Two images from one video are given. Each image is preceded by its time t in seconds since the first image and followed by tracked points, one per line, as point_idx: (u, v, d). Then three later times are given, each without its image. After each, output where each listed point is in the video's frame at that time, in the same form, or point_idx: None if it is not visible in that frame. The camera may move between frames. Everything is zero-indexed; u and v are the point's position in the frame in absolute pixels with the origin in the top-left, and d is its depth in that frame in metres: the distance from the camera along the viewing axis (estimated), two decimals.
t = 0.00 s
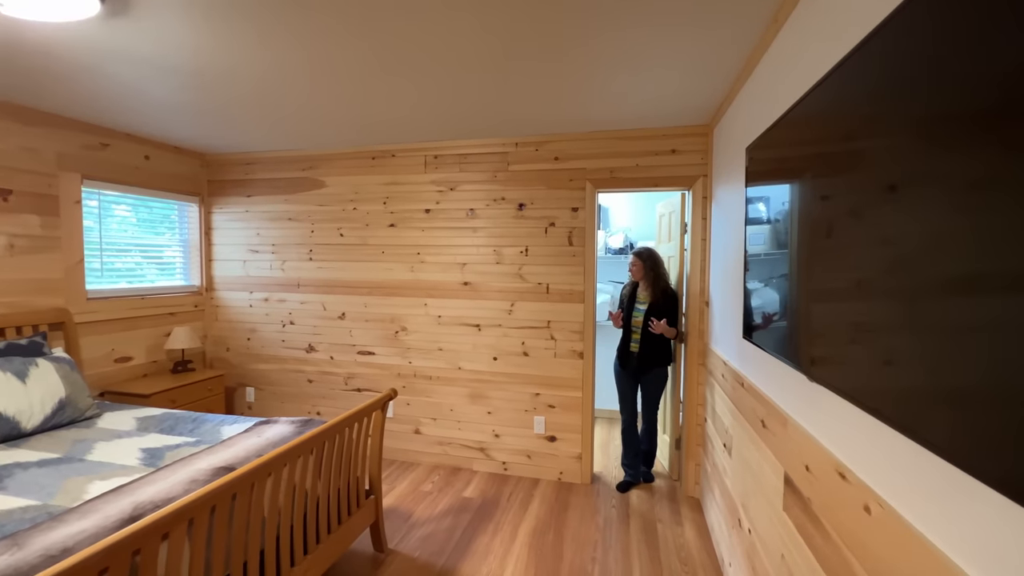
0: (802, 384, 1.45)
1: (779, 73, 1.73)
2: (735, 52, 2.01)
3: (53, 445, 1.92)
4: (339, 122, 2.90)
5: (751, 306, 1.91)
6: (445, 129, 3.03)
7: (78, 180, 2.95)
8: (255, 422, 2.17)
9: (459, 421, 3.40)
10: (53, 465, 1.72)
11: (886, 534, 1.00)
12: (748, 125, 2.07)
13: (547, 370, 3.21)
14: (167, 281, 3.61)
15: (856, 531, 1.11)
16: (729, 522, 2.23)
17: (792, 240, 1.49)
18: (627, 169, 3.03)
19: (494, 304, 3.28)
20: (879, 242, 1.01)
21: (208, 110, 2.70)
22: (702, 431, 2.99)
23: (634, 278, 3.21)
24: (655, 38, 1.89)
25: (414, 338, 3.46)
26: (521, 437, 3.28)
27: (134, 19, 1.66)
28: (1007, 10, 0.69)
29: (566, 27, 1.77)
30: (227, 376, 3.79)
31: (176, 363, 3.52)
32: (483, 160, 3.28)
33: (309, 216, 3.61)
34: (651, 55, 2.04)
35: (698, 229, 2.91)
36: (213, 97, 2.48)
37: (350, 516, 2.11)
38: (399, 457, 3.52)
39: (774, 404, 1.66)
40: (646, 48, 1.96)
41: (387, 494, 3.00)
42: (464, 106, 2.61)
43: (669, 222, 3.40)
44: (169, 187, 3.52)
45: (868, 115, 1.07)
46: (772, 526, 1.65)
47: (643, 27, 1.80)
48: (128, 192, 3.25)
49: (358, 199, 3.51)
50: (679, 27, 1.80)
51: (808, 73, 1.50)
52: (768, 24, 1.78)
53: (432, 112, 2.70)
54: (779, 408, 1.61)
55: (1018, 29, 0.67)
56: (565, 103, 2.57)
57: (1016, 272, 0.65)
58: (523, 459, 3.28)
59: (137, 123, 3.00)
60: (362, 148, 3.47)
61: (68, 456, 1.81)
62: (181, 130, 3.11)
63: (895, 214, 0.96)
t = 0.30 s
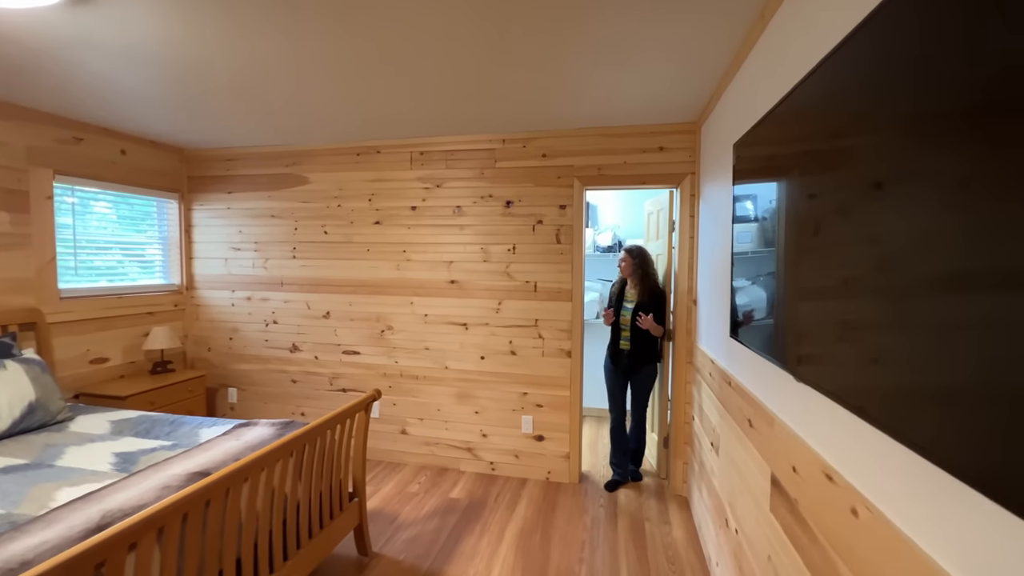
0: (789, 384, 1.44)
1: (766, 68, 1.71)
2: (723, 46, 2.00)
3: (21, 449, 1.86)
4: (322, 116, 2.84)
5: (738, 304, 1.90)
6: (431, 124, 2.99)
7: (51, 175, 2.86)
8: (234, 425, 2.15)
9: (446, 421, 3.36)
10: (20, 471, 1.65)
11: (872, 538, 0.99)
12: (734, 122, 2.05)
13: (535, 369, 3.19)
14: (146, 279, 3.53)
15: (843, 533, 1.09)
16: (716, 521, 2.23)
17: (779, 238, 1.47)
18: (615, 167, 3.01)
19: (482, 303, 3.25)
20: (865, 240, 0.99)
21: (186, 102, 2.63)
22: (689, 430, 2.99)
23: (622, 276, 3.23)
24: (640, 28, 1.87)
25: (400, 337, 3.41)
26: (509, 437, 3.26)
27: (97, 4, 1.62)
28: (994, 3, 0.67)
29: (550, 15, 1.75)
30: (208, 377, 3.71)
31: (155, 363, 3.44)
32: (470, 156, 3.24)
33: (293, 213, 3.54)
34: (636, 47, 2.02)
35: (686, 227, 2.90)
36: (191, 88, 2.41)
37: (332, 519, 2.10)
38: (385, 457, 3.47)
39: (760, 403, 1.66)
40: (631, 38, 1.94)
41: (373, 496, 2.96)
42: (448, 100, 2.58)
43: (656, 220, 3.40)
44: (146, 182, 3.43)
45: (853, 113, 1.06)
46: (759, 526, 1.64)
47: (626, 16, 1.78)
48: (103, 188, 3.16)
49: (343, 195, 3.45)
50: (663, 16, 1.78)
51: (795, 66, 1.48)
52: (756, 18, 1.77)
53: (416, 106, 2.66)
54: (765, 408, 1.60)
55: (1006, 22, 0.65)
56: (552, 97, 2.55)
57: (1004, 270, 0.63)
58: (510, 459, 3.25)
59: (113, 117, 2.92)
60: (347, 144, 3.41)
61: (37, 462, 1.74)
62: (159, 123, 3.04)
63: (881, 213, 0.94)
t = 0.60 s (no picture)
0: (774, 382, 1.43)
1: (751, 64, 1.70)
2: (708, 41, 1.99)
3: None
4: (302, 110, 2.78)
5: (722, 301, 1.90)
6: (414, 119, 2.94)
7: (19, 170, 2.76)
8: (210, 427, 2.12)
9: (432, 421, 3.32)
10: None
11: (858, 542, 0.97)
12: (720, 119, 2.05)
13: (520, 368, 3.17)
14: (121, 278, 3.43)
15: (826, 534, 1.08)
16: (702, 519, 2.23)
17: (763, 236, 1.46)
18: (601, 164, 3.00)
19: (467, 301, 3.22)
20: (849, 237, 0.98)
21: (162, 94, 2.55)
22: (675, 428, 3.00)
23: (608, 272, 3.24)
24: (625, 23, 1.85)
25: (385, 337, 3.36)
26: (495, 437, 3.23)
27: None
28: None
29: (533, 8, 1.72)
30: (187, 379, 3.63)
31: (130, 365, 3.35)
32: (455, 153, 3.20)
33: (274, 210, 3.47)
34: (620, 42, 2.00)
35: (672, 225, 2.90)
36: (165, 80, 2.34)
37: (314, 523, 2.06)
38: (370, 459, 3.43)
39: (745, 402, 1.65)
40: (617, 33, 1.92)
41: (356, 498, 2.91)
42: (432, 94, 2.54)
43: (643, 218, 3.40)
44: (120, 178, 3.34)
45: (838, 111, 1.05)
46: (743, 524, 1.64)
47: (611, 11, 1.76)
48: (75, 184, 3.07)
49: (325, 192, 3.39)
50: (649, 11, 1.76)
51: (779, 63, 1.47)
52: (741, 14, 1.76)
53: (399, 100, 2.61)
54: (750, 407, 1.60)
55: (996, 16, 0.63)
56: (536, 92, 2.52)
57: (989, 268, 0.62)
58: (496, 459, 3.23)
59: (85, 110, 2.84)
60: (329, 140, 3.35)
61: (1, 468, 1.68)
62: (134, 117, 2.95)
63: (864, 211, 0.93)
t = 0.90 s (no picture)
0: (763, 383, 1.43)
1: (739, 63, 1.70)
2: (695, 40, 1.98)
3: None
4: (285, 106, 2.73)
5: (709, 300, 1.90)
6: (400, 117, 2.90)
7: None
8: (190, 433, 2.06)
9: (419, 423, 3.29)
10: None
11: (850, 547, 0.96)
12: (708, 118, 2.05)
13: (508, 369, 3.15)
14: (97, 279, 3.33)
15: (816, 535, 1.08)
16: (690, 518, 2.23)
17: (749, 236, 1.46)
18: (588, 163, 2.99)
19: (455, 301, 3.19)
20: (832, 236, 0.98)
21: (138, 89, 2.48)
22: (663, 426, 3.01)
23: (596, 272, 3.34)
24: (613, 22, 1.84)
25: (371, 338, 3.31)
26: (483, 438, 3.21)
27: None
28: None
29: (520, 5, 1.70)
30: (166, 382, 3.54)
31: (107, 368, 3.25)
32: (442, 152, 3.16)
33: (256, 209, 3.40)
34: (608, 40, 1.99)
35: (659, 225, 2.91)
36: (142, 73, 2.27)
37: (299, 530, 2.02)
38: (356, 461, 3.38)
39: (734, 403, 1.65)
40: (604, 31, 1.91)
41: (342, 502, 2.87)
42: (417, 91, 2.50)
43: (630, 217, 3.41)
44: (95, 176, 3.24)
45: (822, 112, 1.05)
46: (733, 525, 1.64)
47: (598, 9, 1.75)
48: (47, 182, 2.97)
49: (309, 191, 3.33)
50: (636, 9, 1.75)
51: (766, 66, 1.47)
52: (730, 13, 1.76)
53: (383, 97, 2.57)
54: (739, 407, 1.59)
55: (970, 20, 0.64)
56: (523, 91, 2.51)
57: (967, 268, 0.62)
58: (485, 460, 3.20)
59: (57, 106, 2.75)
60: (313, 137, 3.29)
61: None
62: (109, 113, 2.87)
63: (848, 210, 0.93)
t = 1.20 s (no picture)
0: (764, 383, 1.40)
1: (736, 59, 1.68)
2: (690, 36, 1.96)
3: None
4: (269, 100, 2.65)
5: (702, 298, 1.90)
6: (389, 112, 2.84)
7: None
8: (172, 439, 1.99)
9: (410, 424, 3.23)
10: None
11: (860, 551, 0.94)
12: (704, 115, 2.03)
13: (500, 368, 3.11)
14: (72, 280, 3.21)
15: (822, 535, 1.06)
16: (686, 516, 2.22)
17: (740, 232, 1.44)
18: (580, 161, 2.96)
19: (446, 301, 3.13)
20: (819, 235, 0.98)
21: (115, 80, 2.38)
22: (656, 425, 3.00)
23: (585, 268, 3.31)
24: (607, 15, 1.81)
25: (360, 338, 3.25)
26: (475, 438, 3.16)
27: None
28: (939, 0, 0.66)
29: None
30: (147, 385, 3.43)
31: (84, 372, 3.14)
32: (432, 148, 3.11)
33: (240, 207, 3.31)
34: (602, 35, 1.96)
35: (652, 223, 2.89)
36: (119, 64, 2.18)
37: (288, 537, 1.96)
38: (346, 464, 3.31)
39: (733, 402, 1.63)
40: (598, 25, 1.88)
41: (332, 506, 2.80)
42: (407, 86, 2.45)
43: (622, 215, 3.39)
44: (69, 173, 3.11)
45: (808, 112, 1.05)
46: (732, 525, 1.62)
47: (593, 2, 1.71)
48: (19, 178, 2.85)
49: (295, 188, 3.24)
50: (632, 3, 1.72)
51: (764, 63, 1.45)
52: (726, 8, 1.74)
53: (372, 91, 2.51)
54: (738, 407, 1.58)
55: (954, 23, 0.63)
56: (515, 87, 2.47)
57: (945, 266, 0.63)
58: (477, 460, 3.16)
59: (28, 98, 2.63)
60: (300, 134, 3.21)
61: None
62: (83, 106, 2.76)
63: (834, 209, 0.93)
